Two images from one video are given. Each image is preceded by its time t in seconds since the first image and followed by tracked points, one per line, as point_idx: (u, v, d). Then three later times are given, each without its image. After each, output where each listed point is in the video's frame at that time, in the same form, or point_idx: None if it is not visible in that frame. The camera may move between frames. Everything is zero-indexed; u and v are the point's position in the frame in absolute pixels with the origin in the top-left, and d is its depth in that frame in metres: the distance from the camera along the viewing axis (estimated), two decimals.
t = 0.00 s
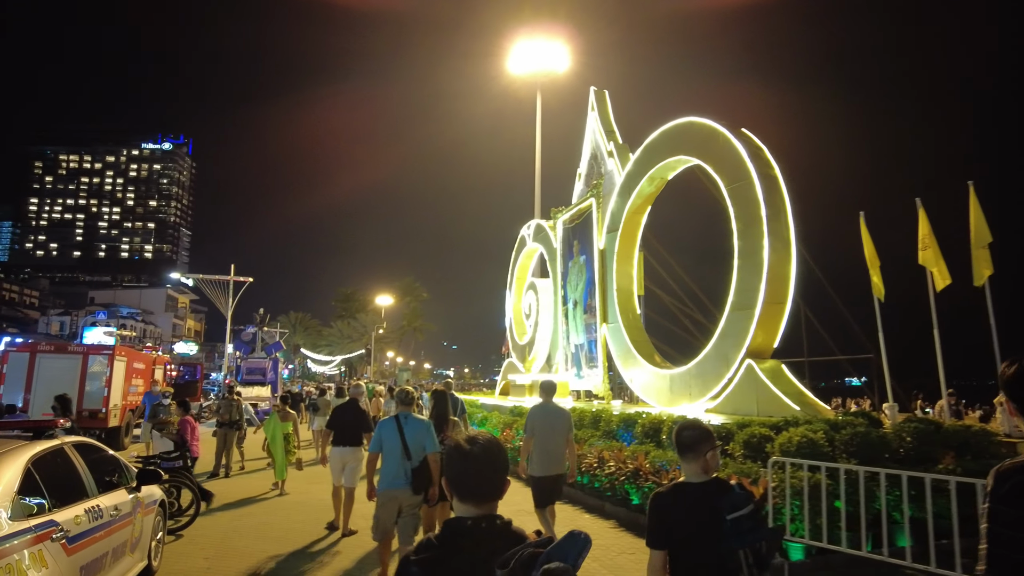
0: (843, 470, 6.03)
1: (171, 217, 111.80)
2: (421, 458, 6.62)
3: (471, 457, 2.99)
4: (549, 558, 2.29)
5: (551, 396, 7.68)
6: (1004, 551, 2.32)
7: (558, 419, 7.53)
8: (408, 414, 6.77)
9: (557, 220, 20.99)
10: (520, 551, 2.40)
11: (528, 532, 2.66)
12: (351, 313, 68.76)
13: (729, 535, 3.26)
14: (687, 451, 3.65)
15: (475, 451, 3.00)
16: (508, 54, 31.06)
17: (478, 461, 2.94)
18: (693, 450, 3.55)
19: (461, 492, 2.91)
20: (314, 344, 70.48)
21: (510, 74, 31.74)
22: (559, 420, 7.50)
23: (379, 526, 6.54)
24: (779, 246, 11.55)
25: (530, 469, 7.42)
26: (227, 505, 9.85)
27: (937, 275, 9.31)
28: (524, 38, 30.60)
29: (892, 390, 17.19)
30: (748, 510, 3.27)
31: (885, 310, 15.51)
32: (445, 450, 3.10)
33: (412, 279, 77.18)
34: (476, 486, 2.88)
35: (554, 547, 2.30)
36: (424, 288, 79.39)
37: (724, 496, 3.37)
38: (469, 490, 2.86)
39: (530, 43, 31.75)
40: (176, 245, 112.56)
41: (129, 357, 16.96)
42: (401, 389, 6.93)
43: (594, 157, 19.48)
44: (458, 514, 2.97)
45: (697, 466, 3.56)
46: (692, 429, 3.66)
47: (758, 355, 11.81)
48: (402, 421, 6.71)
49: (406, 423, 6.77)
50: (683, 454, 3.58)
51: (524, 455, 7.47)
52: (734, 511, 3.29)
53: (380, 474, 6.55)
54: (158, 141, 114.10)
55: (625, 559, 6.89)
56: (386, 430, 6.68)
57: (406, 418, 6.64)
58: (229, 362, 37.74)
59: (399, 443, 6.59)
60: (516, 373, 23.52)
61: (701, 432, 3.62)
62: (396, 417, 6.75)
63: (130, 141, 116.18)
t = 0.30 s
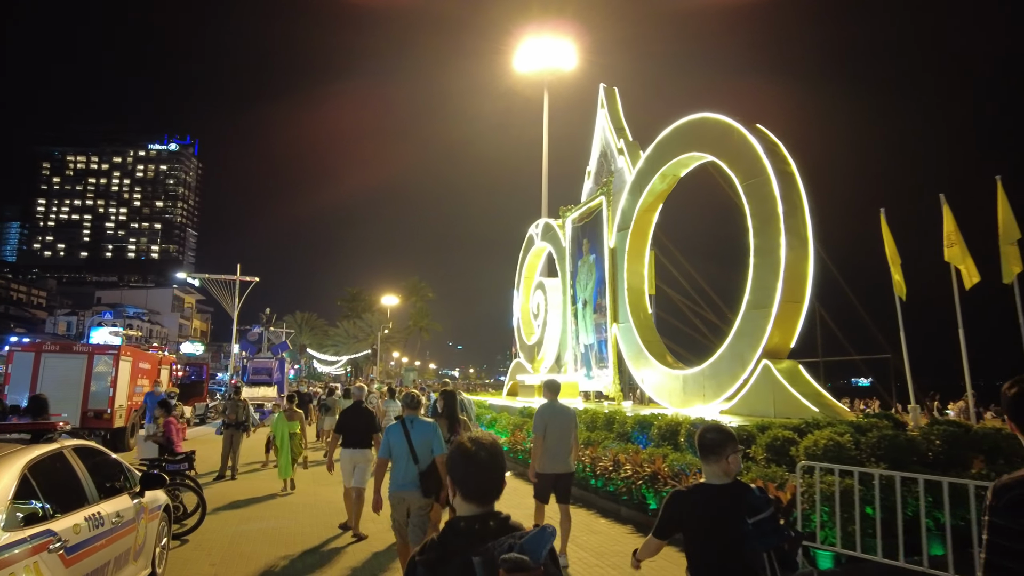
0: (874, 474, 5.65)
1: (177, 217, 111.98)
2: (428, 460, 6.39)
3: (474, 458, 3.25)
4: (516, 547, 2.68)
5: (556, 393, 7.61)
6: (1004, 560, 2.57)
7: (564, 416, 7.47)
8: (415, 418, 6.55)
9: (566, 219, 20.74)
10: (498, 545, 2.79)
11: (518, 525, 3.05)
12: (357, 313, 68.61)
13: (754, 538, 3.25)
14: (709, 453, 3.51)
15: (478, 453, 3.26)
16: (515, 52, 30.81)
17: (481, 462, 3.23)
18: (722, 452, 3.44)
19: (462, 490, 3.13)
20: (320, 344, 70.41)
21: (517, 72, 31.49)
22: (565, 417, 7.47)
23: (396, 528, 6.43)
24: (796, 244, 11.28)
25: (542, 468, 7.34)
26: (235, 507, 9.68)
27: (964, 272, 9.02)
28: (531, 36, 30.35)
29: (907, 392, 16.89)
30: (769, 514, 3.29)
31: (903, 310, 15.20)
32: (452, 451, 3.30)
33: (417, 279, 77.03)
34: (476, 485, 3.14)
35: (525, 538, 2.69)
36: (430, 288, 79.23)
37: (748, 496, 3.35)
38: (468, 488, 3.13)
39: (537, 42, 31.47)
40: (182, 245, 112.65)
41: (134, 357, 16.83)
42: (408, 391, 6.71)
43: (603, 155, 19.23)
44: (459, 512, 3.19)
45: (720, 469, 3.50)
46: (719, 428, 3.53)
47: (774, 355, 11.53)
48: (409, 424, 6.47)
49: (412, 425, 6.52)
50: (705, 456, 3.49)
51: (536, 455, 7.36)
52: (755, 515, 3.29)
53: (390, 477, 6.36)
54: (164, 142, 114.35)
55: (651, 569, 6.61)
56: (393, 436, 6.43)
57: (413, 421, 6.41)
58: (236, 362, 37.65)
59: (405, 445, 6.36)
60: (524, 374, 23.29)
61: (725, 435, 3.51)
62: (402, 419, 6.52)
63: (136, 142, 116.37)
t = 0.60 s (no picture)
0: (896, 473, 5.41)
1: (179, 217, 111.86)
2: (430, 452, 6.16)
3: (480, 449, 3.00)
4: (520, 533, 2.66)
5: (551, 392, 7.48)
6: (990, 528, 2.75)
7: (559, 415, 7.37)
8: (414, 411, 6.33)
9: (570, 215, 20.49)
10: (499, 530, 2.68)
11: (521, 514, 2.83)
12: (359, 312, 68.40)
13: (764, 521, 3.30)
14: (719, 441, 3.51)
15: (484, 442, 3.03)
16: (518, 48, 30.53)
17: (489, 454, 2.98)
18: (732, 442, 3.44)
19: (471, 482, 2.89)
20: (322, 343, 70.24)
21: (521, 68, 31.23)
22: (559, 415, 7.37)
23: (391, 526, 6.03)
24: (809, 238, 11.01)
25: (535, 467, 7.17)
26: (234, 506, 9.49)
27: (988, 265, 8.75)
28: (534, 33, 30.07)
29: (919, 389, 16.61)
30: (778, 496, 3.32)
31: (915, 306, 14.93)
32: (456, 441, 3.06)
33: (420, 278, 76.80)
34: (484, 477, 2.90)
35: (527, 524, 2.70)
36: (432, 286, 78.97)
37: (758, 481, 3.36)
38: (474, 478, 2.90)
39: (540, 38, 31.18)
40: (184, 244, 112.51)
41: (134, 355, 16.64)
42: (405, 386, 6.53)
43: (609, 150, 18.96)
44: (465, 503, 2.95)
45: (731, 455, 3.47)
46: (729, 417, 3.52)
47: (786, 352, 11.26)
48: (409, 417, 6.22)
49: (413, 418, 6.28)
50: (713, 443, 3.50)
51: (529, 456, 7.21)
52: (766, 496, 3.33)
53: (389, 471, 6.09)
54: (167, 141, 114.23)
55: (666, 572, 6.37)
56: (393, 428, 6.20)
57: (414, 413, 6.18)
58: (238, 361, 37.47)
59: (407, 438, 6.12)
60: (527, 372, 23.04)
61: (737, 421, 3.51)
62: (402, 413, 6.27)
63: (138, 141, 116.27)
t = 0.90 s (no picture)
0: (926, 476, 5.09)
1: (180, 216, 111.62)
2: (428, 454, 5.87)
3: (493, 450, 2.69)
4: (530, 536, 2.33)
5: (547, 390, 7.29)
6: (1004, 531, 2.63)
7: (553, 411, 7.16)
8: (411, 412, 6.05)
9: (573, 211, 20.20)
10: (508, 531, 2.38)
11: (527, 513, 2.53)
12: (360, 310, 68.15)
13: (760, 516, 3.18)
14: (703, 443, 3.33)
15: (496, 441, 2.73)
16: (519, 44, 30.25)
17: (501, 454, 2.68)
18: (717, 444, 3.27)
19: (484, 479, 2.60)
20: (323, 341, 70.03)
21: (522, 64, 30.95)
22: (553, 412, 7.15)
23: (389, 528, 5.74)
24: (820, 230, 10.72)
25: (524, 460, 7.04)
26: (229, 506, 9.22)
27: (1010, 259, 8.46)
28: (536, 28, 29.80)
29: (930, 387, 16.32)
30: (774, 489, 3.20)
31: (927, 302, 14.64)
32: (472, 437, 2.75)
33: (421, 276, 76.56)
34: (497, 475, 2.61)
35: (537, 527, 2.33)
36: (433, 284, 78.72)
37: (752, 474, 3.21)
38: (484, 475, 2.60)
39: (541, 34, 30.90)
40: (185, 243, 112.29)
41: (131, 354, 16.40)
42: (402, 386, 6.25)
43: (612, 144, 18.66)
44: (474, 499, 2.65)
45: (717, 458, 3.29)
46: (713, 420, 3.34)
47: (797, 349, 10.98)
48: (408, 418, 5.95)
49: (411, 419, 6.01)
50: (695, 445, 3.34)
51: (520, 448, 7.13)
52: (760, 491, 3.21)
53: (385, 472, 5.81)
54: (167, 140, 113.95)
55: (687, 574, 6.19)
56: (391, 428, 5.91)
57: (413, 413, 5.90)
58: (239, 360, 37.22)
59: (404, 439, 5.84)
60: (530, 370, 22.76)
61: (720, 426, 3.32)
62: (399, 413, 6.00)
63: (139, 140, 116.06)
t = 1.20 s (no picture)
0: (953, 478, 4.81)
1: (181, 213, 111.31)
2: (422, 451, 5.62)
3: (477, 447, 2.73)
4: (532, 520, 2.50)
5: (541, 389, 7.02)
6: (1006, 522, 2.49)
7: (548, 411, 6.91)
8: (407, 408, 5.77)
9: (576, 206, 19.92)
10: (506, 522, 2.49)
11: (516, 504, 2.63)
12: (361, 307, 67.83)
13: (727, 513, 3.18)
14: (678, 439, 3.37)
15: (478, 439, 2.77)
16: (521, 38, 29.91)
17: (482, 451, 2.72)
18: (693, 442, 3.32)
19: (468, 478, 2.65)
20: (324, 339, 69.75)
21: (524, 59, 30.62)
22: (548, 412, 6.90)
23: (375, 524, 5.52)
24: (831, 224, 10.43)
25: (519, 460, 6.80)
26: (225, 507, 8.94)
27: None
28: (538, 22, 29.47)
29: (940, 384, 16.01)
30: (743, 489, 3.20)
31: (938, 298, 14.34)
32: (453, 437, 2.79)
33: (422, 273, 76.25)
34: (483, 472, 2.67)
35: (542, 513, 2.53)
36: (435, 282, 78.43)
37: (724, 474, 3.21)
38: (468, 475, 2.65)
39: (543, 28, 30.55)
40: (186, 241, 112.03)
41: (127, 351, 16.14)
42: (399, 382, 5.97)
43: (616, 138, 18.36)
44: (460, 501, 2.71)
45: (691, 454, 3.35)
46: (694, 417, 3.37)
47: (808, 345, 10.69)
48: (403, 415, 5.66)
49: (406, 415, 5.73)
50: (670, 440, 3.39)
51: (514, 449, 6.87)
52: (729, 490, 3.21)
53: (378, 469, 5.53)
54: (168, 138, 113.64)
55: None
56: (386, 424, 5.61)
57: (409, 411, 5.63)
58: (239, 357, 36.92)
59: (399, 436, 5.56)
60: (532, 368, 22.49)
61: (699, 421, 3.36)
62: (395, 409, 5.71)
63: (140, 138, 115.78)
